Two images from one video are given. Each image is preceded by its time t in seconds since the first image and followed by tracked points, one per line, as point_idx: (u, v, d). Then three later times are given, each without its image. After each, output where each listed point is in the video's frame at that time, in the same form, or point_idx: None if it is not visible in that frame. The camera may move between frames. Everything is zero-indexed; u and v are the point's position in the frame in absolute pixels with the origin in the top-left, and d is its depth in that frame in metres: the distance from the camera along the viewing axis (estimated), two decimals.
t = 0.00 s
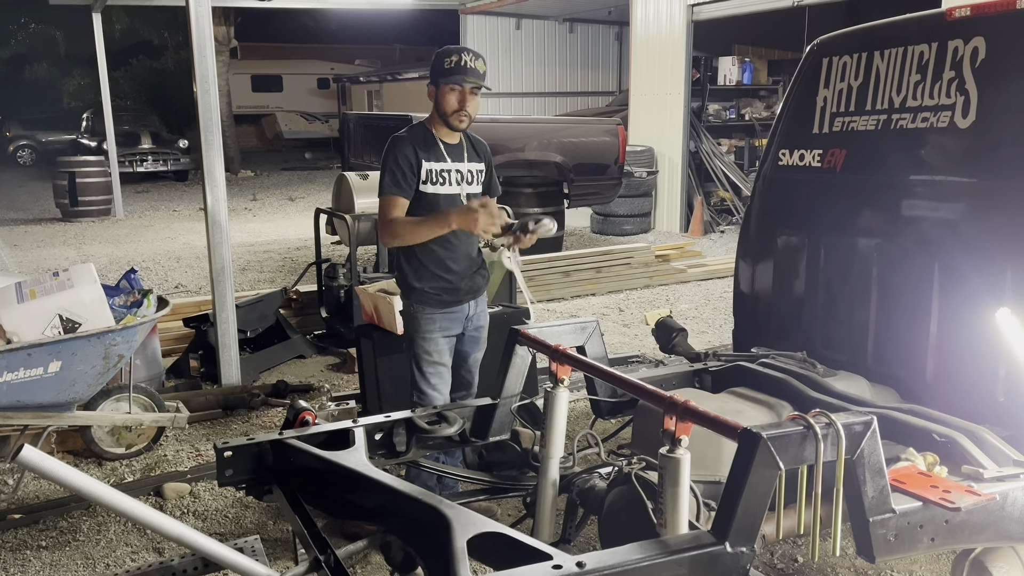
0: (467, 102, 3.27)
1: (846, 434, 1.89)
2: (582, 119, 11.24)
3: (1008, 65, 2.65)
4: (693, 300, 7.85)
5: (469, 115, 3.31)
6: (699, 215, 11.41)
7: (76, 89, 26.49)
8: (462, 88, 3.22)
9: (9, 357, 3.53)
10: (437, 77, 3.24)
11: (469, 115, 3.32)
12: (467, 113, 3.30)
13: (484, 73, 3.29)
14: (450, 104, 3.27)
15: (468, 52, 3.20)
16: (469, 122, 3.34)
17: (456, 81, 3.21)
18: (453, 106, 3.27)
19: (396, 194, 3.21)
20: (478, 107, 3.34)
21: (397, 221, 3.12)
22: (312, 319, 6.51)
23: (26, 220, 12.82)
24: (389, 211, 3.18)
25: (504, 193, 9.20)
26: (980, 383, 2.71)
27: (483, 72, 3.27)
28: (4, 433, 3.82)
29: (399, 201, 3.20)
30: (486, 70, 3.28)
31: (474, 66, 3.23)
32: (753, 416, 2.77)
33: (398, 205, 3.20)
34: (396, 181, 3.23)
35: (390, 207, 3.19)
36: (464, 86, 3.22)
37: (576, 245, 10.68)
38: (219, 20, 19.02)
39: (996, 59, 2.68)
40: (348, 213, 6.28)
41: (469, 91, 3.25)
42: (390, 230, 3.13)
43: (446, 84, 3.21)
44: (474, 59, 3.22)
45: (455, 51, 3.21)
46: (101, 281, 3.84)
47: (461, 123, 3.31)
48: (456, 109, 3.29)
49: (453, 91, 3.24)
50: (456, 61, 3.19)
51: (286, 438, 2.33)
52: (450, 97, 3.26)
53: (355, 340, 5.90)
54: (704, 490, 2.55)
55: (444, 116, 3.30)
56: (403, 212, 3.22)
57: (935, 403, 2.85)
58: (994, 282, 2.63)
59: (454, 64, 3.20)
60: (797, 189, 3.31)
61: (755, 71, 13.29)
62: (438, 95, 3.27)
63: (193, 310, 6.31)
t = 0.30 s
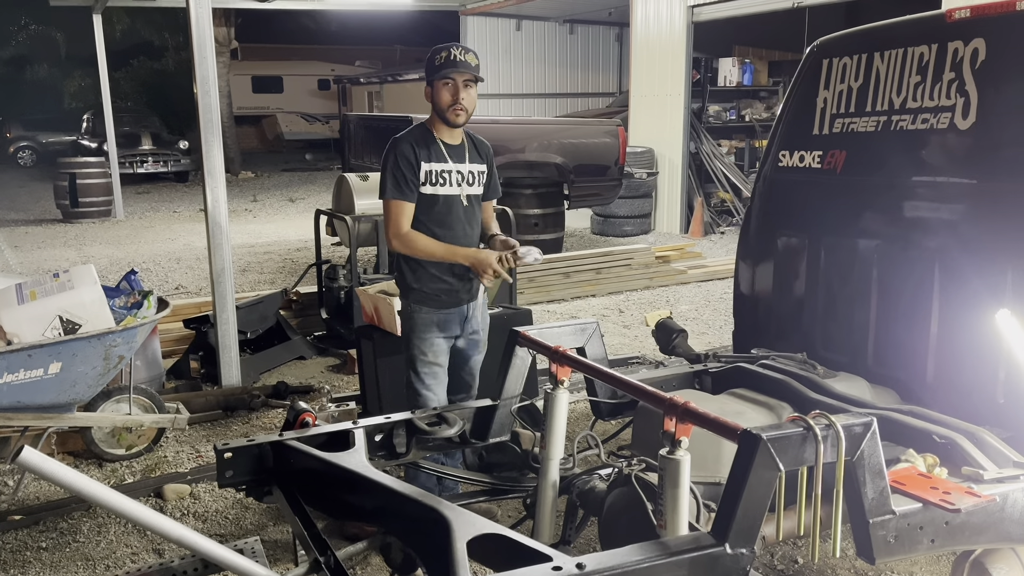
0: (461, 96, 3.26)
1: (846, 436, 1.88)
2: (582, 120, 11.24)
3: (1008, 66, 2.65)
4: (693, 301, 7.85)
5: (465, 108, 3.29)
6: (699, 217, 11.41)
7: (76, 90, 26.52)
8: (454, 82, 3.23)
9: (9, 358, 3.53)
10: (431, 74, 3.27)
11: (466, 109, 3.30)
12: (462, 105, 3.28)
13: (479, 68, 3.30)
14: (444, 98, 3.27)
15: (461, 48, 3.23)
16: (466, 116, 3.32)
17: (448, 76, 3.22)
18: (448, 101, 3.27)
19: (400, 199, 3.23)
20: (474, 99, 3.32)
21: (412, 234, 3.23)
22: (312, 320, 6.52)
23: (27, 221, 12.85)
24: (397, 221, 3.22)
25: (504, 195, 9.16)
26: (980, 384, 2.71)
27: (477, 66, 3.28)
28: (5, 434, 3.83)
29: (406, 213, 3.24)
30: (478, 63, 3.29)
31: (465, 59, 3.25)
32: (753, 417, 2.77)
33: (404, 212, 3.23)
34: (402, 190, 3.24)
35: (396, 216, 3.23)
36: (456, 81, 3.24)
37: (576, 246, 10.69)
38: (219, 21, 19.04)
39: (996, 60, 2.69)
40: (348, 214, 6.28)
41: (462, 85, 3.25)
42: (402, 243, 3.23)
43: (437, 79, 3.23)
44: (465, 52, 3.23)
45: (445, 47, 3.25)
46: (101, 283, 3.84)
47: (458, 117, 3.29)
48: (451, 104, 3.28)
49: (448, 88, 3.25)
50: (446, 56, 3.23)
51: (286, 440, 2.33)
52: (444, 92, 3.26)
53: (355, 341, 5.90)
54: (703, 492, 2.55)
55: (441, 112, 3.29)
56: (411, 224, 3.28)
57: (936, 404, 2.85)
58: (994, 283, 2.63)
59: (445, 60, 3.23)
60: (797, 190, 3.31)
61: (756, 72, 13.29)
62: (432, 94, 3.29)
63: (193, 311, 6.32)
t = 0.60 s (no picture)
0: (452, 94, 3.27)
1: (846, 437, 1.88)
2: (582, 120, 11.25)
3: (1008, 68, 2.66)
4: (694, 302, 7.85)
5: (457, 107, 3.29)
6: (699, 218, 11.41)
7: (77, 91, 26.54)
8: (445, 80, 3.25)
9: (9, 359, 3.54)
10: (421, 74, 3.29)
11: (457, 107, 3.31)
12: (454, 103, 3.29)
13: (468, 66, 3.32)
14: (435, 97, 3.28)
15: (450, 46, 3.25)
16: (458, 115, 3.32)
17: (438, 73, 3.24)
18: (439, 100, 3.28)
19: (395, 200, 3.22)
20: (465, 97, 3.33)
21: (407, 234, 3.23)
22: (312, 321, 6.53)
23: (27, 222, 12.84)
24: (393, 222, 3.21)
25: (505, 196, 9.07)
26: (981, 386, 2.71)
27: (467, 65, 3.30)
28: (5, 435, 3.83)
29: (400, 213, 3.23)
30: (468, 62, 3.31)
31: (455, 57, 3.27)
32: (753, 418, 2.77)
33: (398, 212, 3.23)
34: (396, 190, 3.23)
35: (391, 217, 3.22)
36: (446, 78, 3.25)
37: (576, 247, 10.69)
38: (219, 22, 19.06)
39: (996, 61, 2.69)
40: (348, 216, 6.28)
41: (452, 83, 3.27)
42: (398, 244, 3.22)
43: (429, 76, 3.25)
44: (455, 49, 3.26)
45: (434, 47, 3.28)
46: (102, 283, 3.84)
47: (449, 116, 3.29)
48: (442, 102, 3.28)
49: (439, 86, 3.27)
50: (435, 55, 3.25)
51: (286, 441, 2.33)
52: (435, 90, 3.27)
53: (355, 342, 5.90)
54: (704, 493, 2.55)
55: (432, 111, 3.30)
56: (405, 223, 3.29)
57: (936, 405, 2.85)
58: (994, 284, 2.63)
59: (435, 58, 3.26)
60: (797, 192, 3.31)
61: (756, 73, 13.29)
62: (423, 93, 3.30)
63: (194, 312, 6.33)
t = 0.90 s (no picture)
0: (442, 97, 3.28)
1: (846, 438, 1.88)
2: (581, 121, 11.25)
3: (1009, 69, 2.66)
4: (694, 303, 7.84)
5: (447, 111, 3.31)
6: (699, 219, 11.41)
7: (77, 92, 26.54)
8: (434, 83, 3.25)
9: (10, 360, 3.54)
10: (411, 77, 3.28)
11: (446, 110, 3.32)
12: (444, 108, 3.30)
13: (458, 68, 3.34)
14: (426, 102, 3.29)
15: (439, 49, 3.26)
16: (447, 118, 3.33)
17: (430, 78, 3.24)
18: (429, 104, 3.28)
19: (381, 204, 3.22)
20: (455, 102, 3.35)
21: (394, 240, 3.22)
22: (312, 322, 6.53)
23: (26, 223, 12.82)
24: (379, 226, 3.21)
25: (505, 196, 9.25)
26: (981, 387, 2.71)
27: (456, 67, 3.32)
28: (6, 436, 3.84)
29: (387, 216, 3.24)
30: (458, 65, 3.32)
31: (445, 61, 3.28)
32: (753, 419, 2.77)
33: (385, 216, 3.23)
34: (383, 193, 3.23)
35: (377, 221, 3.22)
36: (433, 81, 3.25)
37: (576, 247, 10.70)
38: (219, 23, 19.07)
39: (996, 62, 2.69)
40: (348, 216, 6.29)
41: (441, 86, 3.27)
42: (385, 248, 3.22)
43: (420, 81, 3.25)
44: (446, 52, 3.27)
45: (424, 50, 3.28)
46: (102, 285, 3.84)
47: (439, 120, 3.30)
48: (432, 105, 3.29)
49: (428, 88, 3.28)
50: (427, 58, 3.26)
51: (287, 441, 2.33)
52: (426, 95, 3.28)
53: (355, 343, 5.90)
54: (704, 494, 2.55)
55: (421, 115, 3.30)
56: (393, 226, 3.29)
57: (936, 406, 2.85)
58: (994, 284, 2.63)
59: (425, 61, 3.26)
60: (797, 193, 3.31)
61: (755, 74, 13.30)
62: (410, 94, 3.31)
63: (194, 313, 6.33)
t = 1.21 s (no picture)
0: (438, 105, 3.28)
1: (847, 438, 1.88)
2: (582, 122, 11.25)
3: (1009, 70, 2.66)
4: (694, 304, 7.85)
5: (442, 117, 3.31)
6: (699, 219, 11.41)
7: (77, 93, 26.53)
8: (432, 92, 3.25)
9: (10, 361, 3.54)
10: (405, 84, 3.27)
11: (442, 117, 3.32)
12: (439, 115, 3.30)
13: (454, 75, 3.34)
14: (421, 110, 3.29)
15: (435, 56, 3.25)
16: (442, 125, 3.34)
17: (426, 86, 3.24)
18: (424, 112, 3.28)
19: (363, 209, 3.23)
20: (449, 108, 3.35)
21: (371, 245, 3.23)
22: (313, 323, 6.54)
23: (27, 224, 12.83)
24: (357, 230, 3.22)
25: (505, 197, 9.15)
26: (981, 388, 2.71)
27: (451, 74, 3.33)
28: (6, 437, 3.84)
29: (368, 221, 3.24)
30: (452, 71, 3.32)
31: (440, 67, 3.27)
32: (753, 420, 2.77)
33: (366, 221, 3.24)
34: (365, 198, 3.24)
35: (357, 224, 3.23)
36: (429, 88, 3.24)
37: (576, 248, 10.70)
38: (220, 24, 19.08)
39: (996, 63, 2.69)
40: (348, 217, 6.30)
41: (437, 93, 3.27)
42: (361, 252, 3.25)
43: (416, 89, 3.24)
44: (441, 60, 3.27)
45: (419, 56, 3.27)
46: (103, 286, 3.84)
47: (433, 127, 3.31)
48: (427, 113, 3.29)
49: (425, 95, 3.28)
50: (422, 64, 3.25)
51: (287, 443, 2.33)
52: (421, 103, 3.28)
53: (355, 343, 5.91)
54: (705, 495, 2.55)
55: (414, 121, 3.30)
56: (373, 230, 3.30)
57: (937, 407, 2.85)
58: (994, 284, 2.64)
59: (421, 68, 3.25)
60: (797, 193, 3.31)
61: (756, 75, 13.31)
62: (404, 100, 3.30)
63: (194, 314, 6.34)
